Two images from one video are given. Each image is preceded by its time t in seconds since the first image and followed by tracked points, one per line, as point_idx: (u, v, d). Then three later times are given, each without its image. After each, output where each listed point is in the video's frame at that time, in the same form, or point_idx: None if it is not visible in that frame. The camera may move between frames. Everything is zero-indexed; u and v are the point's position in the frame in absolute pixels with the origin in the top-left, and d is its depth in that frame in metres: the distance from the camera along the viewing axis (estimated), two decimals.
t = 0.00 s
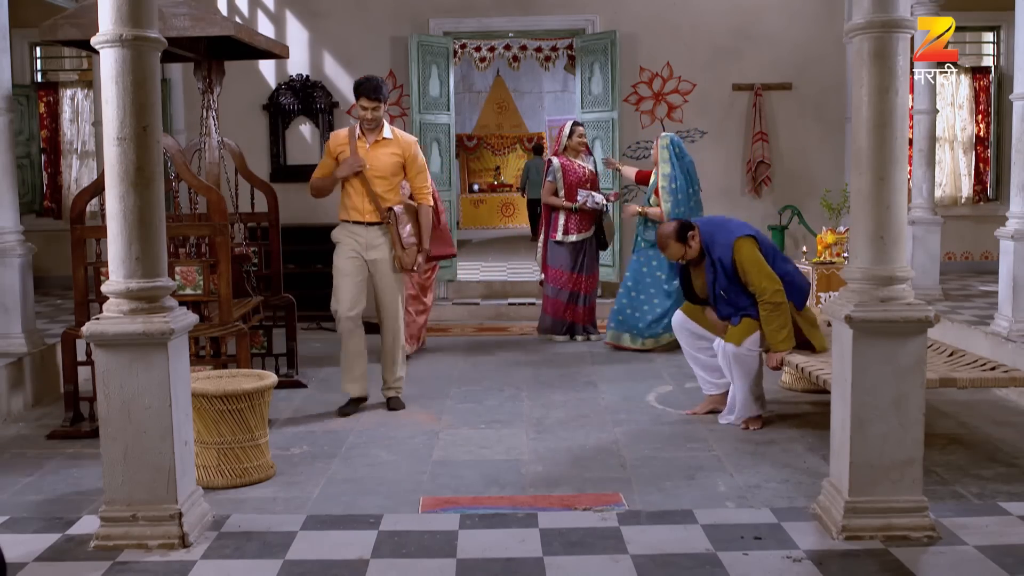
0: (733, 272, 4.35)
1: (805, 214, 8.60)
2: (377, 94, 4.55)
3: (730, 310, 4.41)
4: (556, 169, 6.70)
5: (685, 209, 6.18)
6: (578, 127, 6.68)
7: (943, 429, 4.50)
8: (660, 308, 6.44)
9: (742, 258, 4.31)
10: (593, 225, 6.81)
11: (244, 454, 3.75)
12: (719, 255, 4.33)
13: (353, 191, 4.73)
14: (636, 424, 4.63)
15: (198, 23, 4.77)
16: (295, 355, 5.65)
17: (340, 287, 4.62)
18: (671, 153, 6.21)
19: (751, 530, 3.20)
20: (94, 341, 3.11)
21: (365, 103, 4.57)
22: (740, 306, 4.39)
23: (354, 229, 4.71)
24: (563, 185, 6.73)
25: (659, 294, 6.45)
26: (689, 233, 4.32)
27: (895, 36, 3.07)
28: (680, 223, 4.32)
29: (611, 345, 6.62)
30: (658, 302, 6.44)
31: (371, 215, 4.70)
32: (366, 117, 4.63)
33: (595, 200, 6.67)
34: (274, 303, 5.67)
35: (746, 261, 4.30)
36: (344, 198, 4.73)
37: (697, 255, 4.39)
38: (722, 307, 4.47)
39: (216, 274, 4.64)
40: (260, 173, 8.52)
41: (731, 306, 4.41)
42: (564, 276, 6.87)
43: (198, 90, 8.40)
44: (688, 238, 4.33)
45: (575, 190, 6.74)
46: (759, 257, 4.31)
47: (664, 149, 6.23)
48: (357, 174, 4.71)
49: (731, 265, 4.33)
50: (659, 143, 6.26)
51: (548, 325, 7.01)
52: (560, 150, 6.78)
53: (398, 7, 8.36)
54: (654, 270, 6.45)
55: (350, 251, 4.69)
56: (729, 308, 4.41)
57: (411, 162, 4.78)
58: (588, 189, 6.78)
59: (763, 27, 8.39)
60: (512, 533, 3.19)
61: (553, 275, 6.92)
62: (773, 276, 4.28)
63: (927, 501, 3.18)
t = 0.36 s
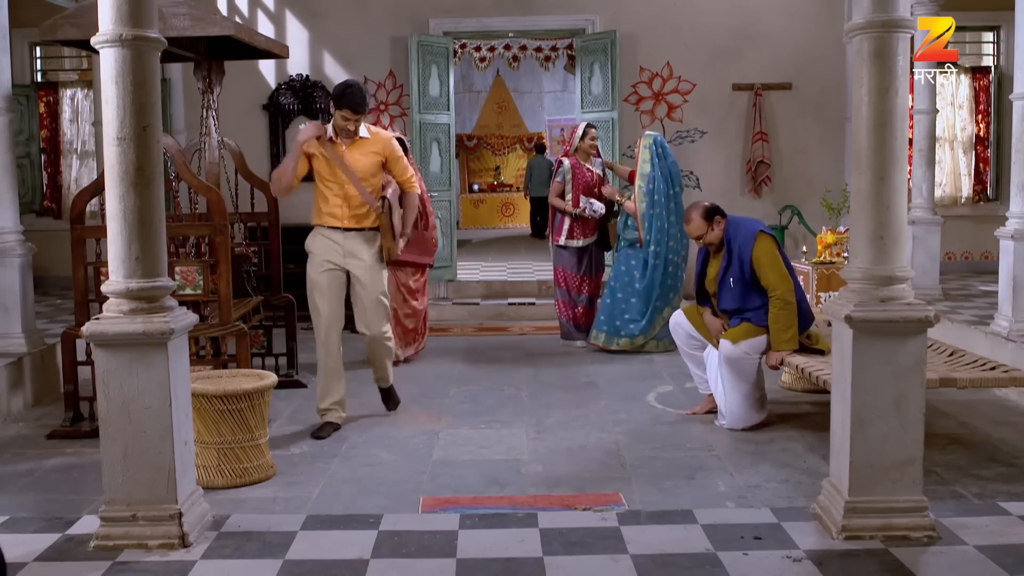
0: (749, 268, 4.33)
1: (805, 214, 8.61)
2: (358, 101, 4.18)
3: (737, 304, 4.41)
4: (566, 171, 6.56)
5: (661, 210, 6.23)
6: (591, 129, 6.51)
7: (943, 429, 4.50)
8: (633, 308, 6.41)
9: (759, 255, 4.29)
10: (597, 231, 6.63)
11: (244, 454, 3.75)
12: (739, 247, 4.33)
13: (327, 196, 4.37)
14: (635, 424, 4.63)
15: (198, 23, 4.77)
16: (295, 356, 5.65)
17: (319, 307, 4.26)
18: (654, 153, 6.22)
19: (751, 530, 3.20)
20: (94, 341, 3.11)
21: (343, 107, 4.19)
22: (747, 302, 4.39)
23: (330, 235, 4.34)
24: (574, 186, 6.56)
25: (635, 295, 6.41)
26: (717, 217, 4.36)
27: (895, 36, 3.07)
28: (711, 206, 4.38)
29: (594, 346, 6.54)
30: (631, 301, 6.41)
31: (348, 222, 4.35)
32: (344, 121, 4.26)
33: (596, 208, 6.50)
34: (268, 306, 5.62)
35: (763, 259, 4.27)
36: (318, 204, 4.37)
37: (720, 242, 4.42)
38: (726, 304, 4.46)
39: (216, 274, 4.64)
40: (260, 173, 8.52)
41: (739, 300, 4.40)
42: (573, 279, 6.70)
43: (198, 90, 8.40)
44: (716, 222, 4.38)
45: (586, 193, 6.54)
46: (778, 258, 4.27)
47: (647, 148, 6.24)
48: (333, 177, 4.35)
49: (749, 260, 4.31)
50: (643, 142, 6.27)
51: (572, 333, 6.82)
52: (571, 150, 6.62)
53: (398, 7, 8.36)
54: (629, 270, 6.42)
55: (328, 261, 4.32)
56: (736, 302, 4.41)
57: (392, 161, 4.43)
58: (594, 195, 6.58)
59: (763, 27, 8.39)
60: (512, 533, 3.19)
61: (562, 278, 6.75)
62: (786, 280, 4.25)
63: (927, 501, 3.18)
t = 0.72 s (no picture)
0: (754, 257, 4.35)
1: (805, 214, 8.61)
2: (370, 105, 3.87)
3: (737, 291, 4.44)
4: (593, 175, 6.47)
5: (657, 211, 6.27)
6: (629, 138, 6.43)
7: (943, 428, 4.50)
8: (626, 308, 6.41)
9: (764, 245, 4.31)
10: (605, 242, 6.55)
11: (244, 454, 3.75)
12: (748, 233, 4.37)
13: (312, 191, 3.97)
14: (635, 424, 4.63)
15: (198, 23, 4.77)
16: (295, 356, 5.65)
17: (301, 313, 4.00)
18: (648, 154, 6.24)
19: (751, 530, 3.20)
20: (94, 341, 3.11)
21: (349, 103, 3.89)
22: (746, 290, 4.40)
23: (313, 241, 3.94)
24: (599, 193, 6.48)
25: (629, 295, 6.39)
26: (738, 198, 4.45)
27: (895, 36, 3.07)
28: (736, 186, 4.46)
29: (589, 346, 6.53)
30: (626, 302, 6.40)
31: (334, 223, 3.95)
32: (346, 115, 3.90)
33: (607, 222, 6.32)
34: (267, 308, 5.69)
35: (765, 250, 4.29)
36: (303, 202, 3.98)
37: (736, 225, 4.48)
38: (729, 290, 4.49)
39: (216, 273, 4.64)
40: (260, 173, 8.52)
41: (739, 286, 4.43)
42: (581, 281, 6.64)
43: (198, 90, 8.41)
44: (736, 203, 4.45)
45: (603, 205, 6.50)
46: (782, 253, 4.26)
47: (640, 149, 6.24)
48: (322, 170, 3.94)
49: (754, 249, 4.34)
50: (636, 142, 6.25)
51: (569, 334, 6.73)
52: (601, 154, 6.50)
53: (398, 7, 8.36)
54: (622, 269, 6.40)
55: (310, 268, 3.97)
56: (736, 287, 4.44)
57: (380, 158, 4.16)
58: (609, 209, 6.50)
59: (763, 27, 8.39)
60: (512, 533, 3.19)
61: (561, 277, 6.68)
62: (785, 277, 4.24)
63: (927, 501, 3.18)
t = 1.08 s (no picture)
0: (758, 252, 4.36)
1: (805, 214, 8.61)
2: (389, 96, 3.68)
3: (740, 283, 4.45)
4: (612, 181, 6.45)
5: (657, 213, 6.29)
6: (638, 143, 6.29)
7: (943, 429, 4.50)
8: (626, 308, 6.41)
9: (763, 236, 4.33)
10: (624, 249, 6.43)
11: (244, 454, 3.75)
12: (750, 226, 4.40)
13: (312, 190, 3.80)
14: (636, 424, 4.63)
15: (198, 23, 4.77)
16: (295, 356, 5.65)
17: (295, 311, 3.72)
18: (648, 155, 6.30)
19: (751, 530, 3.20)
20: (94, 341, 3.11)
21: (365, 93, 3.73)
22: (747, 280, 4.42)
23: (314, 239, 3.77)
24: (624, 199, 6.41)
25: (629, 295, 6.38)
26: (746, 193, 4.47)
27: (895, 36, 3.07)
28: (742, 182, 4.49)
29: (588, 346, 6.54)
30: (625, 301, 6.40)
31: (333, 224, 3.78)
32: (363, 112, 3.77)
33: (630, 222, 6.29)
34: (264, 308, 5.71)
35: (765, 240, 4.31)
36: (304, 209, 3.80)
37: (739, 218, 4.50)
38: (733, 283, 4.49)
39: (217, 274, 4.64)
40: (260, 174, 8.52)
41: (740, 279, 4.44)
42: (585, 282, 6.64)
43: (198, 90, 8.41)
44: (741, 197, 4.48)
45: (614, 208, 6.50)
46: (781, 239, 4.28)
47: (641, 149, 6.29)
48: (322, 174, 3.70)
49: (755, 241, 4.36)
50: (636, 144, 6.32)
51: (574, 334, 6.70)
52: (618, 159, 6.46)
53: (398, 8, 8.36)
54: (621, 269, 6.40)
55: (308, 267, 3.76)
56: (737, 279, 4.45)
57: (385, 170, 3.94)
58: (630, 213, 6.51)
59: (763, 27, 8.39)
60: (512, 533, 3.19)
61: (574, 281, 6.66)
62: (790, 273, 4.26)
63: (927, 501, 3.18)
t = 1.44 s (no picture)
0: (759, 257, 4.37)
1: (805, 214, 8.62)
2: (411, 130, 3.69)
3: (739, 292, 4.47)
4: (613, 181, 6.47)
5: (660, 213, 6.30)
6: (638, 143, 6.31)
7: (943, 429, 4.50)
8: (630, 308, 6.41)
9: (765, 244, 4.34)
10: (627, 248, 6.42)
11: (245, 454, 3.74)
12: (752, 232, 4.41)
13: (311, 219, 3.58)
14: (636, 424, 4.63)
15: (198, 23, 4.77)
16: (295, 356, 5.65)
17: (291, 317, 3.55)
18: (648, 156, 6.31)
19: (751, 530, 3.20)
20: (94, 341, 3.11)
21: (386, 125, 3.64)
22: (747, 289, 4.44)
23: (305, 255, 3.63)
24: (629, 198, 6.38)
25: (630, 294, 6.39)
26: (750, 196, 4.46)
27: (895, 36, 3.07)
28: (748, 184, 4.46)
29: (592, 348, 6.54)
30: (627, 300, 6.40)
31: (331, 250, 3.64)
32: (376, 143, 3.64)
33: (631, 222, 6.30)
34: (264, 308, 5.71)
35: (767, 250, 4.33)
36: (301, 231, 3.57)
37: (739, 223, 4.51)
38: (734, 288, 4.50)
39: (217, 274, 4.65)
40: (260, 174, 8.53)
41: (741, 287, 4.46)
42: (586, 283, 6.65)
43: (198, 90, 8.41)
44: (745, 200, 4.47)
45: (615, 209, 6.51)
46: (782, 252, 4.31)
47: (640, 150, 6.31)
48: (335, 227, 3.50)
49: (756, 249, 4.38)
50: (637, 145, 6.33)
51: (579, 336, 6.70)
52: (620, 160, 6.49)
53: (398, 8, 8.36)
54: (624, 269, 6.41)
55: (298, 284, 3.57)
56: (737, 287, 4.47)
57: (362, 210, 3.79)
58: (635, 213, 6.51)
59: (763, 27, 8.39)
60: (512, 533, 3.19)
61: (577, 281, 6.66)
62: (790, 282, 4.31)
63: (926, 501, 3.18)
